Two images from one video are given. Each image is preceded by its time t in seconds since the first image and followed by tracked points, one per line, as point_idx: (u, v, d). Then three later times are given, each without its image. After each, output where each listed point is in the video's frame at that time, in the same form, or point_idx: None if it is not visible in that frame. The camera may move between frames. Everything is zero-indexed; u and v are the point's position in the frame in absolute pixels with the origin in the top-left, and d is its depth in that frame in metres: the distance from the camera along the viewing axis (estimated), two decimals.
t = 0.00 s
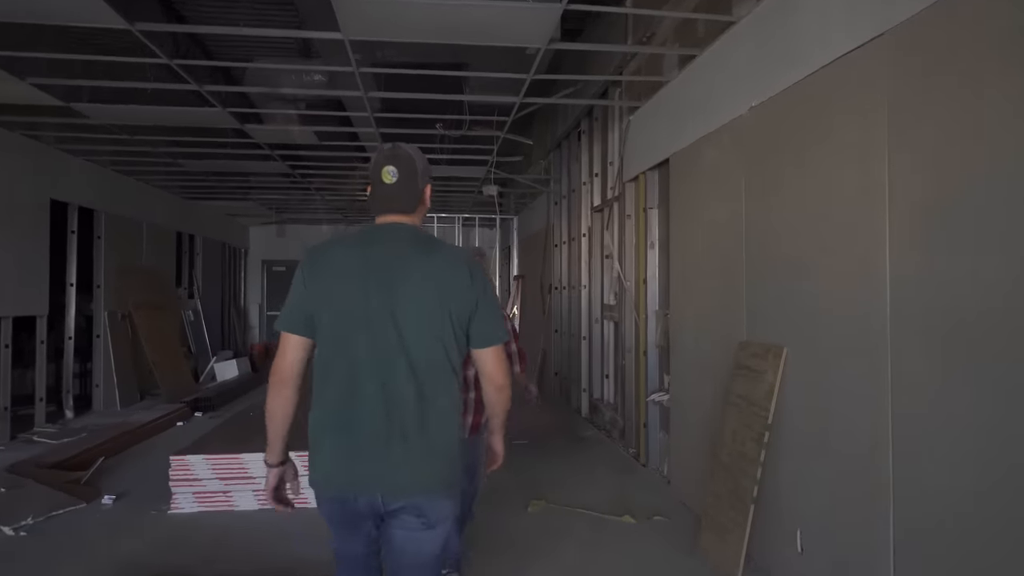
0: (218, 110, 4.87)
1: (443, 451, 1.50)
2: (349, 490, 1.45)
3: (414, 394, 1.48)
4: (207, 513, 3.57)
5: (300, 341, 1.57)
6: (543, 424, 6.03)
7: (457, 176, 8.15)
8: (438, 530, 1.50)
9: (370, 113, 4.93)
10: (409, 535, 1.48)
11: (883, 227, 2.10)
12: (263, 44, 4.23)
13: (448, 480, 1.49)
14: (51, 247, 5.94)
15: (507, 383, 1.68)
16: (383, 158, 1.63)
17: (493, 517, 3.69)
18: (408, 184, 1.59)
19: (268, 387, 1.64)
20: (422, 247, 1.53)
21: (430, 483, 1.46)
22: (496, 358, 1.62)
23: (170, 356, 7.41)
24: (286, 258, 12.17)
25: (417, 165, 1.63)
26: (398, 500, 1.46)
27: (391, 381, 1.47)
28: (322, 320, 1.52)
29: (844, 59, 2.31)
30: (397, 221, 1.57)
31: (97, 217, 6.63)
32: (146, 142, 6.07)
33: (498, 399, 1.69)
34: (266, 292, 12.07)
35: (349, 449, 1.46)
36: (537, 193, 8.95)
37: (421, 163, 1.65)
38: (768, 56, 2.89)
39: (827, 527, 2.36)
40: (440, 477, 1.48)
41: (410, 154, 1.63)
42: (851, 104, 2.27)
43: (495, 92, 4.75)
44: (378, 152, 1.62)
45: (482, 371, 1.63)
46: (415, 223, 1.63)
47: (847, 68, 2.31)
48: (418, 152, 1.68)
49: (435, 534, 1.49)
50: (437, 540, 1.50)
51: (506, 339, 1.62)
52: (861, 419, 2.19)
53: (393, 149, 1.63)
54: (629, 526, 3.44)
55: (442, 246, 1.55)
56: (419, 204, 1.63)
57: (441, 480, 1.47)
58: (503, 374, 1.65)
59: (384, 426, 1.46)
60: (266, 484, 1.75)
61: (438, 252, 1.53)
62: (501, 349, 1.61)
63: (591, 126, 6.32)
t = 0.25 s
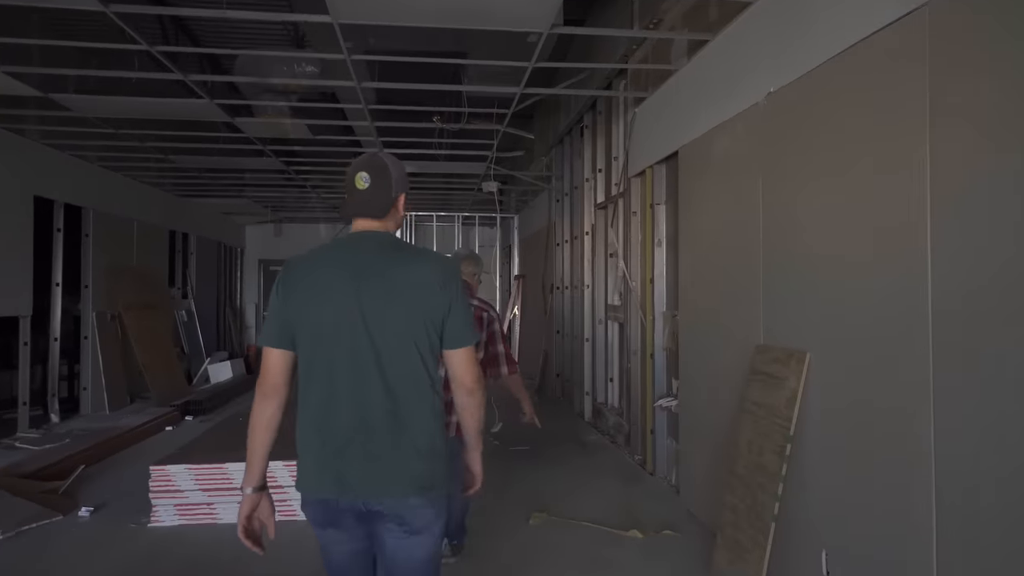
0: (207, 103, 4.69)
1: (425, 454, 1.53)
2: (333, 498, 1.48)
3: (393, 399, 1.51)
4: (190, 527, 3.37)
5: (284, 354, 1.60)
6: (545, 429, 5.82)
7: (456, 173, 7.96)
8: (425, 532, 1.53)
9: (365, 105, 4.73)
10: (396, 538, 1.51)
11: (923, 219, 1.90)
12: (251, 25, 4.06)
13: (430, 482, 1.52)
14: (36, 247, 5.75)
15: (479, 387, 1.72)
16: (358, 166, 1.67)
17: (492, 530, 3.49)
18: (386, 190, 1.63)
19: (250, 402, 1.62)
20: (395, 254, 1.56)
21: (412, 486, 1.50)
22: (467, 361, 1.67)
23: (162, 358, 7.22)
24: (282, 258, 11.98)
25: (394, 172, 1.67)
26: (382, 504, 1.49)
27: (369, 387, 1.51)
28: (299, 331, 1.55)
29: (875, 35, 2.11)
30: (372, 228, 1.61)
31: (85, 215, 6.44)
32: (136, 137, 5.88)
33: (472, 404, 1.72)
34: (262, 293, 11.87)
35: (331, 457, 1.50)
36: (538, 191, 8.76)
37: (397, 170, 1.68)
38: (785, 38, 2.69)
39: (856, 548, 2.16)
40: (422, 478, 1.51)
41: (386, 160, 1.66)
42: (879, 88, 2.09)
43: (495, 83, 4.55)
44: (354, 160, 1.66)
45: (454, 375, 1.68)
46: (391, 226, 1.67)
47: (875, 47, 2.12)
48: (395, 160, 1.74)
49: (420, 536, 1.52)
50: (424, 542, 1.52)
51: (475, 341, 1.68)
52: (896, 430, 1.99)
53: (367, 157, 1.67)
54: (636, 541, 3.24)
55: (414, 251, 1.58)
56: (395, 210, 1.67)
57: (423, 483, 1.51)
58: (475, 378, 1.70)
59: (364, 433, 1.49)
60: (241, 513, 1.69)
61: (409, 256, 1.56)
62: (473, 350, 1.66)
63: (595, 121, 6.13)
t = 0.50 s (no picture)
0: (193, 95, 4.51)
1: (399, 437, 1.65)
2: (312, 484, 1.59)
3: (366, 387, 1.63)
4: (166, 540, 3.18)
5: (252, 340, 1.73)
6: (544, 433, 5.63)
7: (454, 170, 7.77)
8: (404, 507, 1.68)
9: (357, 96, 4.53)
10: (375, 513, 1.66)
11: (965, 210, 1.70)
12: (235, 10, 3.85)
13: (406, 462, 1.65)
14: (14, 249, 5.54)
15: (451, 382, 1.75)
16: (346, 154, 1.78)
17: (488, 543, 3.29)
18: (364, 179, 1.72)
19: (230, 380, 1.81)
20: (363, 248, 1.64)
21: (387, 468, 1.62)
22: (435, 352, 1.71)
23: (151, 359, 7.03)
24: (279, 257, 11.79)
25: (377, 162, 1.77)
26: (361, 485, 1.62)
27: (343, 377, 1.61)
28: (275, 323, 1.66)
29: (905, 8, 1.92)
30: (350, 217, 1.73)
31: (71, 213, 6.25)
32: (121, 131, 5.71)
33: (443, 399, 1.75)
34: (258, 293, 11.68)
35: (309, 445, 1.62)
36: (538, 188, 8.56)
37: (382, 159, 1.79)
38: (801, 19, 2.50)
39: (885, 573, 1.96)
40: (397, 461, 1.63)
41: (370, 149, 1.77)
42: (907, 68, 1.90)
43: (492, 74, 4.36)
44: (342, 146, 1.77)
45: (423, 367, 1.72)
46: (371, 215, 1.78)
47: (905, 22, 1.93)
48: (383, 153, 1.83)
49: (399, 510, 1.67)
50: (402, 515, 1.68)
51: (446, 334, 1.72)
52: (932, 445, 1.80)
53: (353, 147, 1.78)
54: (641, 557, 3.04)
55: (382, 246, 1.67)
56: (376, 200, 1.78)
57: (398, 465, 1.63)
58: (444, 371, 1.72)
59: (340, 418, 1.61)
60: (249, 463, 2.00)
61: (378, 250, 1.65)
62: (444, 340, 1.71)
63: (596, 116, 5.93)
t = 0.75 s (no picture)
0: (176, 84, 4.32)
1: (378, 445, 1.56)
2: (286, 491, 1.51)
3: (345, 392, 1.55)
4: (138, 555, 2.98)
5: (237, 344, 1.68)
6: (543, 436, 5.43)
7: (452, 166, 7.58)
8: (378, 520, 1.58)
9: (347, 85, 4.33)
10: (351, 523, 1.57)
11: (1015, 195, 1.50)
12: None
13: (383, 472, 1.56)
14: None
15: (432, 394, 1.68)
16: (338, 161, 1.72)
17: (482, 557, 3.09)
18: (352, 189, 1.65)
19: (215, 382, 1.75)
20: (347, 248, 1.58)
21: (363, 476, 1.53)
22: (417, 363, 1.63)
23: (140, 360, 6.84)
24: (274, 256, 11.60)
25: (370, 169, 1.70)
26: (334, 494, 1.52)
27: (321, 379, 1.53)
28: (252, 322, 1.58)
29: None
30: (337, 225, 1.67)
31: (55, 209, 6.05)
32: (105, 121, 5.53)
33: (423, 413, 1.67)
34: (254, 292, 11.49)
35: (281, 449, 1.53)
36: (538, 185, 8.37)
37: (377, 168, 1.72)
38: None
39: None
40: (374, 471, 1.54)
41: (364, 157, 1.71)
42: (939, 39, 1.71)
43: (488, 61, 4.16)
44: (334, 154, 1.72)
45: (402, 377, 1.64)
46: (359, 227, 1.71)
47: None
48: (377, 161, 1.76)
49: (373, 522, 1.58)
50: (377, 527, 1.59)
51: (429, 344, 1.64)
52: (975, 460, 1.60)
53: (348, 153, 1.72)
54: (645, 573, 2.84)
55: (367, 249, 1.60)
56: (365, 208, 1.71)
57: (376, 473, 1.54)
58: (424, 384, 1.65)
59: (317, 423, 1.53)
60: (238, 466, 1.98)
61: (364, 251, 1.59)
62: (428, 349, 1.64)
63: (597, 108, 5.74)
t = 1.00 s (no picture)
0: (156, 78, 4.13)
1: (374, 443, 1.62)
2: (289, 486, 1.54)
3: (346, 390, 1.60)
4: None
5: (240, 338, 1.67)
6: (542, 444, 5.25)
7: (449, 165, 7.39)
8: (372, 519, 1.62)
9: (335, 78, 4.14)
10: (345, 521, 1.59)
11: None
12: None
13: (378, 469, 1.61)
14: None
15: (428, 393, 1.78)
16: (341, 166, 1.83)
17: None
18: (356, 196, 1.77)
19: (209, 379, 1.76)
20: (351, 251, 1.64)
21: (360, 473, 1.58)
22: (415, 365, 1.72)
23: (128, 364, 6.66)
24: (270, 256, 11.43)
25: (372, 178, 1.82)
26: (330, 490, 1.56)
27: (322, 377, 1.59)
28: (254, 319, 1.62)
29: None
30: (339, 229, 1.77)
31: (39, 209, 5.88)
32: (89, 117, 5.35)
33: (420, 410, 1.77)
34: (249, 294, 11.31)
35: (280, 445, 1.56)
36: (537, 184, 8.19)
37: (379, 178, 1.85)
38: None
39: None
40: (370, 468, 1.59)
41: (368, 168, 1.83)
42: (974, 14, 1.53)
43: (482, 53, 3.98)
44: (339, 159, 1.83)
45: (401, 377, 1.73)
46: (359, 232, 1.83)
47: None
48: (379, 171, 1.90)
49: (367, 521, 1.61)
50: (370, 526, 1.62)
51: (426, 347, 1.74)
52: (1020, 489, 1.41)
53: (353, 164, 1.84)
54: None
55: (372, 253, 1.66)
56: (366, 214, 1.81)
57: (371, 471, 1.59)
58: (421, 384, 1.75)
59: (316, 419, 1.57)
60: (217, 472, 1.90)
61: (367, 255, 1.65)
62: (424, 351, 1.73)
63: (597, 104, 5.55)
